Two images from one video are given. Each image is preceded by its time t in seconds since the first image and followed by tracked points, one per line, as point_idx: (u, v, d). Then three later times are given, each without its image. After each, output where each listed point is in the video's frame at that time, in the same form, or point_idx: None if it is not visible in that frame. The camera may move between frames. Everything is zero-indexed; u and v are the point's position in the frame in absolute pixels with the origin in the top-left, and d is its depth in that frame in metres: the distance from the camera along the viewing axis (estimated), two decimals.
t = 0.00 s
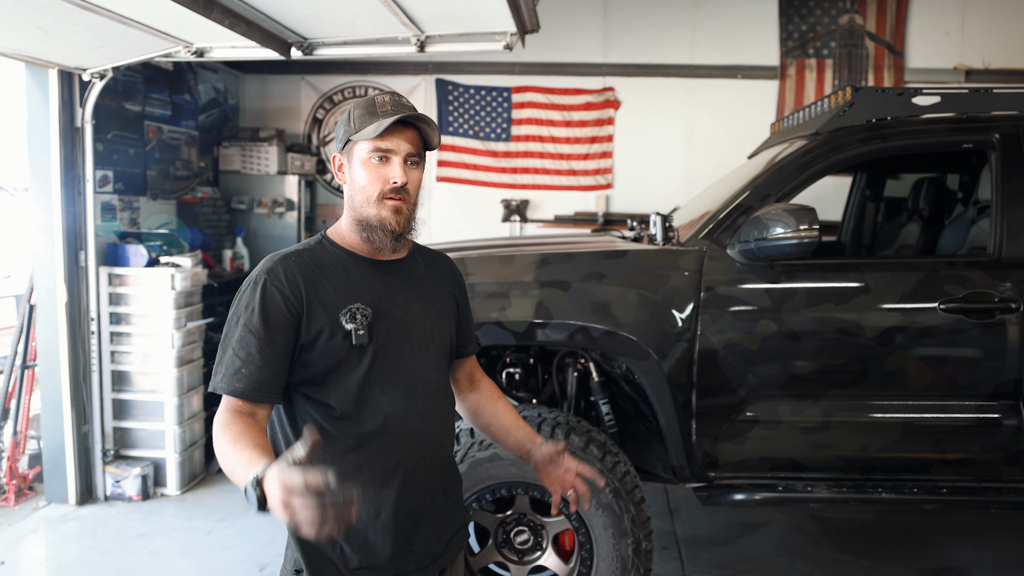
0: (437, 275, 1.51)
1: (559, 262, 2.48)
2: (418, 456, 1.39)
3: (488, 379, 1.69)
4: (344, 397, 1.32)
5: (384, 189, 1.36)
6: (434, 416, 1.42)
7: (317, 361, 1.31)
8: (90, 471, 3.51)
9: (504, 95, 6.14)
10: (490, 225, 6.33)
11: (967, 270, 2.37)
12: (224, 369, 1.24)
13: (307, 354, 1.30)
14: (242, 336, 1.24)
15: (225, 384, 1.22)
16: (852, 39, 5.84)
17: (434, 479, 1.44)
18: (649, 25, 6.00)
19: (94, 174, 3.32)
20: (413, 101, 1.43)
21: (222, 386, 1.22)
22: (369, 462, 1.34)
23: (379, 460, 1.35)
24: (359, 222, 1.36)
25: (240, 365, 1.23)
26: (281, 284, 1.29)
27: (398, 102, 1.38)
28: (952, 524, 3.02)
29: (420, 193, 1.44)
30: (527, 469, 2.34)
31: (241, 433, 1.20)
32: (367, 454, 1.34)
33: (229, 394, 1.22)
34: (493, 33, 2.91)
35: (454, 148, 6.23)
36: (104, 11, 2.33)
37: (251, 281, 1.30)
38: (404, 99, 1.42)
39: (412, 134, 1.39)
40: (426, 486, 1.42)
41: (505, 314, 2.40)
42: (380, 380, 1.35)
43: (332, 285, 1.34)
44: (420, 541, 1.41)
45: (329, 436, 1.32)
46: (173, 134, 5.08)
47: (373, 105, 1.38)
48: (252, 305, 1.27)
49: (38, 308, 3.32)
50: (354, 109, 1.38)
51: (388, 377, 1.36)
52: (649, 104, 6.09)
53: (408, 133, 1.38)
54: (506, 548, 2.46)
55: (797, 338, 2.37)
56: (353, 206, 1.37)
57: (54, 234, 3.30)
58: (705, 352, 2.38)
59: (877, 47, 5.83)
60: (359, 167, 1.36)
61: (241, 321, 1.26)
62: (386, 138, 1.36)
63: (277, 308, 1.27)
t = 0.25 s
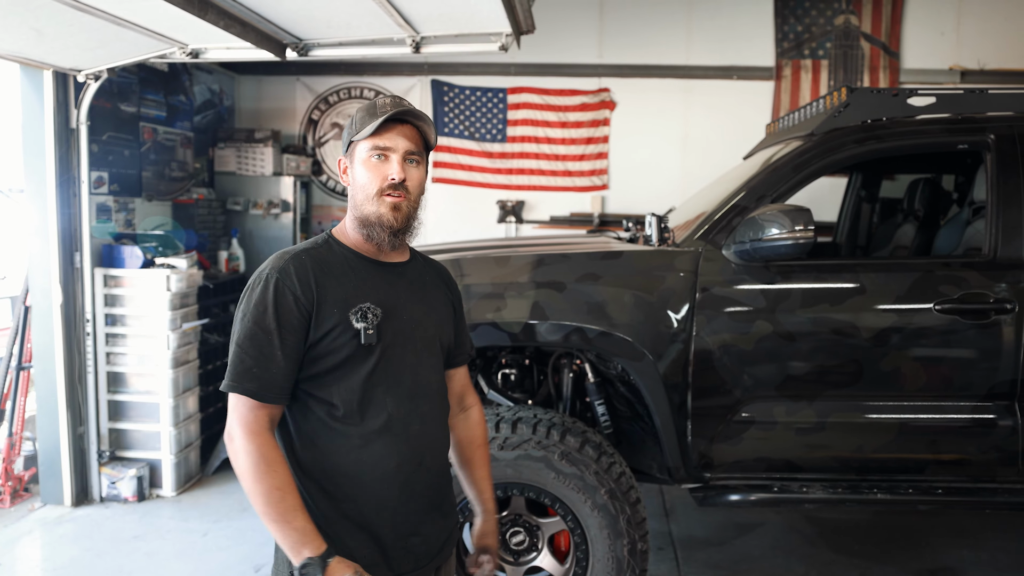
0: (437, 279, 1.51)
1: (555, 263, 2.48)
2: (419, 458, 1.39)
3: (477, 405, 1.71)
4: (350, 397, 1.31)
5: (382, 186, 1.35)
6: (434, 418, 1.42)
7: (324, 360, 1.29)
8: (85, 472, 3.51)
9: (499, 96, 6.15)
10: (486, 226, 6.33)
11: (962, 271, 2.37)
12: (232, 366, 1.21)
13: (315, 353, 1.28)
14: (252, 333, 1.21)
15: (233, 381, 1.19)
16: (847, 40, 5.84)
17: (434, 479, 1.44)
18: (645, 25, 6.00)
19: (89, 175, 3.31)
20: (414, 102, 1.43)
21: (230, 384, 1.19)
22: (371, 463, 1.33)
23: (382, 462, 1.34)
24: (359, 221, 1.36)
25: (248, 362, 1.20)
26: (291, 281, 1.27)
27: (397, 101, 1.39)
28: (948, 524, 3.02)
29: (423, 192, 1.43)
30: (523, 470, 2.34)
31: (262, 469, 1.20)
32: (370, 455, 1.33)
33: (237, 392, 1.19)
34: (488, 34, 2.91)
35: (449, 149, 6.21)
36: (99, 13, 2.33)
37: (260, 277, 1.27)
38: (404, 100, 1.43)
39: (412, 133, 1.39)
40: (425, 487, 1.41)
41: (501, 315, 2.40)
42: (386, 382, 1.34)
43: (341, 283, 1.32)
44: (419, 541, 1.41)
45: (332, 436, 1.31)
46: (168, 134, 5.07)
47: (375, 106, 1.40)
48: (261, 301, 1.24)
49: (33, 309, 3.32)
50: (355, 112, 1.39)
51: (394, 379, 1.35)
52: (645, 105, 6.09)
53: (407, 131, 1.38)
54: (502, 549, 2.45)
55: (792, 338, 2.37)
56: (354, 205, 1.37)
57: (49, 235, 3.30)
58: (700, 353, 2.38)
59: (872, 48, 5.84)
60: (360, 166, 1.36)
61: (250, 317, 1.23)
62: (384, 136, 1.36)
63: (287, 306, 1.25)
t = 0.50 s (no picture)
0: (426, 286, 1.52)
1: (551, 264, 2.48)
2: (407, 464, 1.40)
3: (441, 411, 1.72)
4: (342, 400, 1.30)
5: (385, 192, 1.35)
6: (422, 424, 1.43)
7: (319, 362, 1.29)
8: (81, 473, 3.50)
9: (496, 97, 6.15)
10: (482, 227, 6.33)
11: (958, 272, 2.37)
12: (227, 363, 1.19)
13: (311, 355, 1.28)
14: (250, 331, 1.20)
15: (230, 379, 1.18)
16: (843, 41, 5.84)
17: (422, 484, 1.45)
18: (641, 27, 6.00)
19: (85, 176, 3.31)
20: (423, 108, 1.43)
21: (226, 381, 1.18)
22: (358, 468, 1.33)
23: (370, 467, 1.34)
24: (360, 224, 1.36)
25: (245, 360, 1.19)
26: (292, 280, 1.25)
27: (406, 107, 1.39)
28: (944, 525, 3.02)
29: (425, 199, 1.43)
30: (518, 472, 2.34)
31: (248, 472, 1.20)
32: (357, 460, 1.33)
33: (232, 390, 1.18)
34: (485, 35, 2.91)
35: (445, 150, 6.22)
36: (96, 14, 2.33)
37: (259, 273, 1.25)
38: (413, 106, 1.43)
39: (418, 140, 1.39)
40: (411, 493, 1.42)
41: (497, 316, 2.40)
42: (378, 387, 1.35)
43: (338, 285, 1.32)
44: (405, 545, 1.42)
45: (320, 437, 1.31)
46: (165, 136, 5.11)
47: (383, 110, 1.39)
48: (261, 299, 1.22)
49: (29, 311, 3.32)
50: (363, 115, 1.39)
51: (386, 384, 1.36)
52: (642, 106, 6.09)
53: (414, 137, 1.38)
54: (498, 550, 2.45)
55: (789, 340, 2.37)
56: (356, 208, 1.37)
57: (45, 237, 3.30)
58: (697, 354, 2.38)
59: (868, 49, 5.84)
60: (364, 168, 1.36)
61: (248, 314, 1.22)
62: (391, 141, 1.36)
63: (287, 305, 1.24)
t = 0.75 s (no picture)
0: (403, 287, 1.53)
1: (549, 265, 2.48)
2: (395, 464, 1.41)
3: (432, 408, 1.71)
4: (333, 402, 1.30)
5: (368, 195, 1.34)
6: (407, 424, 1.45)
7: (308, 365, 1.28)
8: (79, 474, 3.50)
9: (492, 98, 6.15)
10: (479, 228, 6.32)
11: (956, 272, 2.37)
12: (219, 370, 1.16)
13: (301, 358, 1.27)
14: (241, 336, 1.18)
15: (223, 388, 1.15)
16: (840, 42, 5.84)
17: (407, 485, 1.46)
18: (639, 27, 6.00)
19: (82, 177, 3.31)
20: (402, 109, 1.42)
21: (218, 389, 1.15)
22: (349, 471, 1.33)
23: (362, 469, 1.35)
24: (342, 227, 1.34)
25: (238, 367, 1.17)
26: (281, 283, 1.24)
27: (386, 109, 1.37)
28: (941, 526, 3.02)
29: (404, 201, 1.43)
30: (516, 472, 2.34)
31: (235, 485, 1.17)
32: (348, 463, 1.33)
33: (224, 398, 1.15)
34: (482, 36, 2.91)
35: (442, 150, 6.23)
36: (93, 15, 2.33)
37: (244, 276, 1.22)
38: (392, 104, 1.42)
39: (399, 141, 1.38)
40: (398, 494, 1.43)
41: (494, 317, 2.39)
42: (367, 388, 1.36)
43: (325, 287, 1.31)
44: (393, 546, 1.43)
45: (309, 442, 1.30)
46: (162, 137, 5.07)
47: (361, 109, 1.37)
48: (250, 303, 1.20)
49: (26, 312, 3.32)
50: (341, 113, 1.36)
51: (374, 385, 1.37)
52: (640, 106, 6.08)
53: (396, 140, 1.37)
54: (495, 551, 2.45)
55: (786, 340, 2.37)
56: (337, 210, 1.35)
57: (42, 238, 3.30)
58: (694, 355, 2.38)
59: (865, 49, 5.83)
60: (345, 171, 1.34)
61: (238, 319, 1.19)
62: (374, 143, 1.34)
63: (280, 309, 1.22)
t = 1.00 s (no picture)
0: (370, 281, 1.51)
1: (548, 264, 2.47)
2: (366, 464, 1.42)
3: (404, 400, 1.72)
4: (302, 403, 1.30)
5: (335, 187, 1.33)
6: (377, 423, 1.45)
7: (276, 367, 1.27)
8: (80, 472, 3.53)
9: (492, 97, 6.13)
10: (478, 228, 6.33)
11: (956, 271, 2.36)
12: (187, 379, 1.14)
13: (269, 361, 1.25)
14: (208, 344, 1.16)
15: (193, 399, 1.14)
16: (841, 39, 5.80)
17: (379, 485, 1.46)
18: (639, 24, 5.97)
19: (82, 177, 3.32)
20: (360, 96, 1.41)
21: (187, 399, 1.14)
22: (319, 472, 1.33)
23: (335, 470, 1.35)
24: (309, 221, 1.32)
25: (208, 376, 1.15)
26: (247, 287, 1.21)
27: (345, 97, 1.36)
28: (941, 526, 3.01)
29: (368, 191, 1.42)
30: (515, 470, 2.34)
31: (229, 493, 1.16)
32: (318, 464, 1.33)
33: (196, 408, 1.14)
34: (480, 34, 2.90)
35: (441, 150, 6.22)
36: (92, 14, 2.33)
37: (207, 280, 1.19)
38: (348, 91, 1.39)
39: (362, 129, 1.37)
40: (370, 494, 1.43)
41: (493, 316, 2.39)
42: (336, 388, 1.35)
43: (293, 287, 1.29)
44: (364, 549, 1.42)
45: (279, 444, 1.29)
46: (161, 136, 5.08)
47: (318, 98, 1.34)
48: (215, 308, 1.18)
49: (27, 311, 3.34)
50: (298, 103, 1.33)
51: (343, 385, 1.37)
52: (640, 104, 6.06)
53: (359, 129, 1.36)
54: (494, 549, 2.45)
55: (786, 339, 2.36)
56: (303, 204, 1.32)
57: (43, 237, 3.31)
58: (693, 354, 2.38)
59: (866, 47, 5.80)
60: (308, 163, 1.32)
61: (204, 325, 1.17)
62: (338, 133, 1.32)
63: (247, 314, 1.20)
